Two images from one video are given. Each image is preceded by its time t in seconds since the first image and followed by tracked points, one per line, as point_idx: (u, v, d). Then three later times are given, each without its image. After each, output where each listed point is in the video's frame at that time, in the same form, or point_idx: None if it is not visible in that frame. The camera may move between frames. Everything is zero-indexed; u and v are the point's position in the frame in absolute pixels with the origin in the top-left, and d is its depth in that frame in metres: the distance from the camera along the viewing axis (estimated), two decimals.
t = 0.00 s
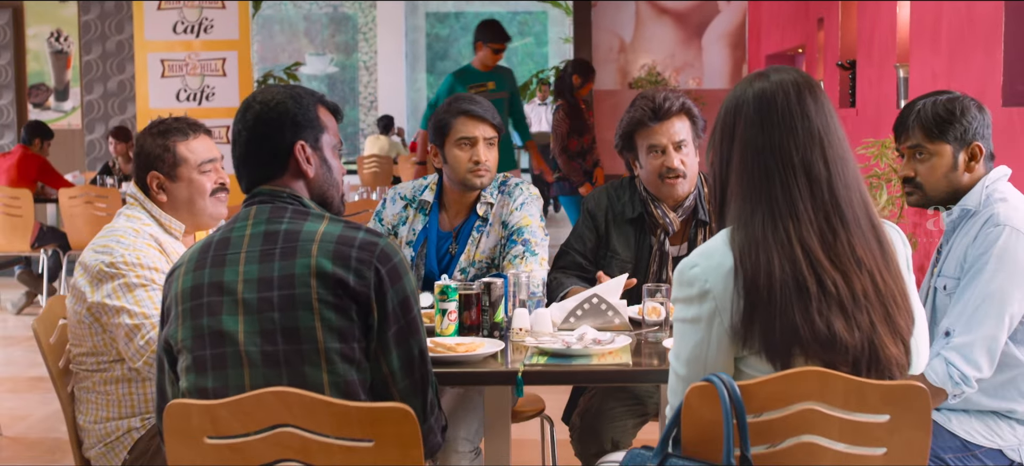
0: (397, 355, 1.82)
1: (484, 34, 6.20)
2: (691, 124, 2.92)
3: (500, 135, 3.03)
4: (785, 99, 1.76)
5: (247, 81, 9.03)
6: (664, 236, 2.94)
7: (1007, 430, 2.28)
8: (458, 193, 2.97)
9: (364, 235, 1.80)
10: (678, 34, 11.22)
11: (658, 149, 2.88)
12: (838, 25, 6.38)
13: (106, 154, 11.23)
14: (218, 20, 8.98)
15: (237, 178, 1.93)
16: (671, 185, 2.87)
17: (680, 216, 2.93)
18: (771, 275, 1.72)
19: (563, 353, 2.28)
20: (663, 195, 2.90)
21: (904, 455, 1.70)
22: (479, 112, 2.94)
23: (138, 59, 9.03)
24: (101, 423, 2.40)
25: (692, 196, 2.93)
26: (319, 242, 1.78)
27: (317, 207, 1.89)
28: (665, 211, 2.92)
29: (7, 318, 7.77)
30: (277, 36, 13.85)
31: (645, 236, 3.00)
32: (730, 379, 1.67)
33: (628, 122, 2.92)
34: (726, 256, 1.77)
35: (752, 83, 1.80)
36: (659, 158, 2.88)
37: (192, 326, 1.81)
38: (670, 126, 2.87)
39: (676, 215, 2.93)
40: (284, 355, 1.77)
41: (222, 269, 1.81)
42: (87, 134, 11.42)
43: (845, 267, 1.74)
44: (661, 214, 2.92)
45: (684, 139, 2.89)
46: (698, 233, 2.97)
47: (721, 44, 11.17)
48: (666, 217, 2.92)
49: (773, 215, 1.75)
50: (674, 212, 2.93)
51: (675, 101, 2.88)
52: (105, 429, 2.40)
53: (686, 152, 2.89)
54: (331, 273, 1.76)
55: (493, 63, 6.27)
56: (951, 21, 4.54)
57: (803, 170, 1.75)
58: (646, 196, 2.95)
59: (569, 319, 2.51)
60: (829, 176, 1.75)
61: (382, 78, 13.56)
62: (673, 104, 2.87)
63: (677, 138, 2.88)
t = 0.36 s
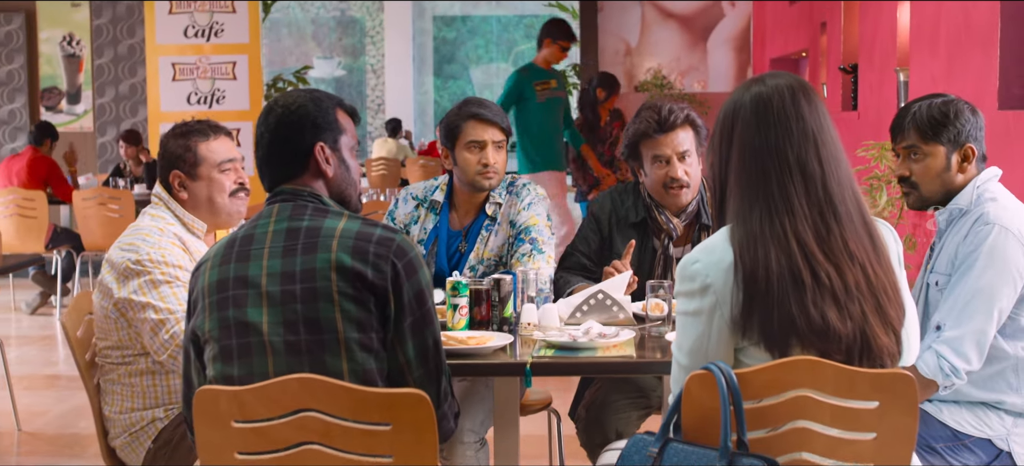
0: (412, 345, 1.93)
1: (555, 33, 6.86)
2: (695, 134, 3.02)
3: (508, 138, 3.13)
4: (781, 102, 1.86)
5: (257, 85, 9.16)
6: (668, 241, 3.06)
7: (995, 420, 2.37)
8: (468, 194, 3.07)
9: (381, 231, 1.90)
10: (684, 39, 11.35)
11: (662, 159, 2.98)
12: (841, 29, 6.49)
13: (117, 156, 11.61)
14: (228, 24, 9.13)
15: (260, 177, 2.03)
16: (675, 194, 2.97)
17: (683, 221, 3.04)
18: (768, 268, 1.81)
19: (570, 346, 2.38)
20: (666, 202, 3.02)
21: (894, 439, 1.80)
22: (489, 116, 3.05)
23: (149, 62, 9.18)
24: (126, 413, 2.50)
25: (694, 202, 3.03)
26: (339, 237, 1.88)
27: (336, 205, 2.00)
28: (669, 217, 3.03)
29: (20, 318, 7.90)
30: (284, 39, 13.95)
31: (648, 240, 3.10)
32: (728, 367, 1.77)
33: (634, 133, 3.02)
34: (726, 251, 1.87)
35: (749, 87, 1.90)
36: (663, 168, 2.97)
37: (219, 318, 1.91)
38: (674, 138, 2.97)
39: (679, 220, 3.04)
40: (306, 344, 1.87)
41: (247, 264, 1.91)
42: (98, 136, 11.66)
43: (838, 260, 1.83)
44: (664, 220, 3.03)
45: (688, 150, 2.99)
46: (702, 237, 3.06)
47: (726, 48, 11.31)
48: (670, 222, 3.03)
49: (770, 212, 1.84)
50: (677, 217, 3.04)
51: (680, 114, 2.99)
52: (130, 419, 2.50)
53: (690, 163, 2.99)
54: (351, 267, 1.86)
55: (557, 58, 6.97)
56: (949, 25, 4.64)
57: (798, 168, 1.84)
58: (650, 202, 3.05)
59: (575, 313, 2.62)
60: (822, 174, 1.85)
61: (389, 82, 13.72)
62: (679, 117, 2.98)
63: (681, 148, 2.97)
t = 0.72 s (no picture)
0: (426, 336, 2.02)
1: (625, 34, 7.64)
2: (697, 133, 3.11)
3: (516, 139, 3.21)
4: (776, 104, 1.96)
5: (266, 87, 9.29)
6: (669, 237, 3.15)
7: (986, 409, 2.48)
8: (478, 193, 3.16)
9: (397, 228, 1.99)
10: (688, 41, 11.45)
11: (665, 158, 3.07)
12: (842, 32, 6.59)
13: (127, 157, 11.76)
14: (238, 27, 9.25)
15: (281, 176, 2.13)
16: (677, 191, 3.08)
17: (686, 219, 3.15)
18: (765, 262, 1.90)
19: (576, 338, 2.47)
20: (669, 200, 3.12)
21: (885, 426, 1.89)
22: (497, 118, 3.13)
23: (160, 64, 9.28)
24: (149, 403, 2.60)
25: (696, 200, 3.13)
26: (357, 233, 1.97)
27: (354, 203, 2.09)
28: (672, 214, 3.13)
29: (34, 316, 8.01)
30: (291, 41, 14.07)
31: (652, 236, 3.20)
32: (726, 356, 1.86)
33: (638, 132, 3.11)
34: (724, 246, 1.96)
35: (746, 90, 2.00)
36: (666, 167, 3.07)
37: (242, 309, 2.01)
38: (676, 137, 3.05)
39: (682, 218, 3.14)
40: (325, 335, 1.97)
41: (268, 258, 2.00)
42: (109, 138, 11.81)
43: (830, 253, 1.92)
44: (668, 217, 3.13)
45: (689, 148, 3.08)
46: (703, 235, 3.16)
47: (730, 49, 11.37)
48: (673, 219, 3.13)
49: (767, 208, 1.94)
50: (680, 214, 3.14)
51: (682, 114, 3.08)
52: (153, 409, 2.59)
53: (692, 162, 3.08)
54: (368, 261, 1.95)
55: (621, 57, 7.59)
56: (947, 27, 4.73)
57: (792, 166, 1.94)
58: (653, 199, 3.15)
59: (580, 308, 2.71)
60: (816, 173, 1.94)
61: (396, 83, 13.78)
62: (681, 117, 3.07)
63: (683, 147, 3.06)
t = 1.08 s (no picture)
0: (437, 326, 2.11)
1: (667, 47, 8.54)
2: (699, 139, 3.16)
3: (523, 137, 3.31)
4: (769, 105, 2.05)
5: (273, 87, 9.39)
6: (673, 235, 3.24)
7: (976, 398, 2.57)
8: (486, 190, 3.26)
9: (409, 223, 2.08)
10: (692, 40, 11.56)
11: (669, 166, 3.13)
12: (843, 32, 6.70)
13: (136, 156, 11.89)
14: (245, 27, 9.36)
15: (298, 174, 2.22)
16: (681, 195, 3.16)
17: (688, 219, 3.22)
18: (758, 254, 1.99)
19: (580, 330, 2.56)
20: (672, 202, 3.20)
21: (876, 411, 1.98)
22: (506, 116, 3.23)
23: (168, 64, 9.37)
24: (168, 392, 2.69)
25: (698, 200, 3.21)
26: (371, 227, 2.06)
27: (368, 198, 2.18)
28: (674, 214, 3.22)
29: (45, 313, 8.13)
30: (297, 41, 14.20)
31: (654, 232, 3.29)
32: (723, 345, 1.95)
33: (640, 140, 3.16)
34: (720, 239, 2.05)
35: (741, 91, 2.09)
36: (670, 173, 3.14)
37: (261, 300, 2.10)
38: (680, 145, 3.11)
39: (684, 217, 3.22)
40: (341, 324, 2.07)
41: (286, 252, 2.09)
42: (118, 137, 11.97)
43: (821, 246, 2.01)
44: (671, 217, 3.22)
45: (693, 155, 3.14)
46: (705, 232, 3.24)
47: (733, 49, 11.47)
48: (676, 219, 3.22)
49: (760, 204, 2.03)
50: (682, 215, 3.22)
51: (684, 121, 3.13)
52: (173, 398, 2.69)
53: (694, 167, 3.15)
54: (382, 254, 2.04)
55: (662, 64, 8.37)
56: (945, 28, 4.82)
57: (784, 163, 2.03)
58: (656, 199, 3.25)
59: (584, 300, 2.80)
60: (807, 170, 2.03)
61: (401, 83, 13.84)
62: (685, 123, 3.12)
63: (686, 154, 3.13)
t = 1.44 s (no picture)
0: (443, 318, 2.20)
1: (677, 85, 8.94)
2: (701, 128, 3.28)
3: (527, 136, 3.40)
4: (761, 106, 2.13)
5: (276, 87, 9.48)
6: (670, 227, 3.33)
7: (964, 389, 2.66)
8: (490, 187, 3.34)
9: (417, 219, 2.16)
10: (692, 41, 11.65)
11: (669, 148, 3.24)
12: (842, 35, 6.79)
13: (141, 155, 12.01)
14: (249, 27, 9.44)
15: (312, 171, 2.31)
16: (676, 181, 3.25)
17: (685, 209, 3.31)
18: (750, 250, 2.08)
19: (582, 323, 2.65)
20: (669, 191, 3.30)
21: (864, 399, 2.06)
22: (511, 114, 3.32)
23: (172, 64, 9.49)
24: (182, 384, 2.78)
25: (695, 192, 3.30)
26: (380, 223, 2.14)
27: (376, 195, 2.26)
28: (671, 205, 3.31)
29: (51, 310, 8.22)
30: (299, 41, 14.30)
31: (653, 225, 3.38)
32: (718, 335, 2.03)
33: (644, 122, 3.28)
34: (714, 235, 2.14)
35: (735, 92, 2.17)
36: (668, 156, 3.25)
37: (274, 292, 2.18)
38: (681, 129, 3.23)
39: (681, 207, 3.31)
40: (351, 316, 2.15)
41: (298, 246, 2.16)
42: (123, 136, 12.09)
43: (812, 241, 2.09)
44: (667, 207, 3.32)
45: (693, 141, 3.26)
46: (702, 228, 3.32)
47: (733, 50, 11.61)
48: (672, 208, 3.31)
49: (753, 201, 2.11)
50: (679, 205, 3.32)
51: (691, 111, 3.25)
52: (186, 389, 2.77)
53: (693, 153, 3.26)
54: (391, 249, 2.12)
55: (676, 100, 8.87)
56: (939, 30, 4.90)
57: (776, 162, 2.11)
58: (655, 190, 3.33)
59: (585, 296, 2.88)
60: (798, 168, 2.11)
61: (403, 83, 13.89)
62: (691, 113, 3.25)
63: (686, 140, 3.24)
